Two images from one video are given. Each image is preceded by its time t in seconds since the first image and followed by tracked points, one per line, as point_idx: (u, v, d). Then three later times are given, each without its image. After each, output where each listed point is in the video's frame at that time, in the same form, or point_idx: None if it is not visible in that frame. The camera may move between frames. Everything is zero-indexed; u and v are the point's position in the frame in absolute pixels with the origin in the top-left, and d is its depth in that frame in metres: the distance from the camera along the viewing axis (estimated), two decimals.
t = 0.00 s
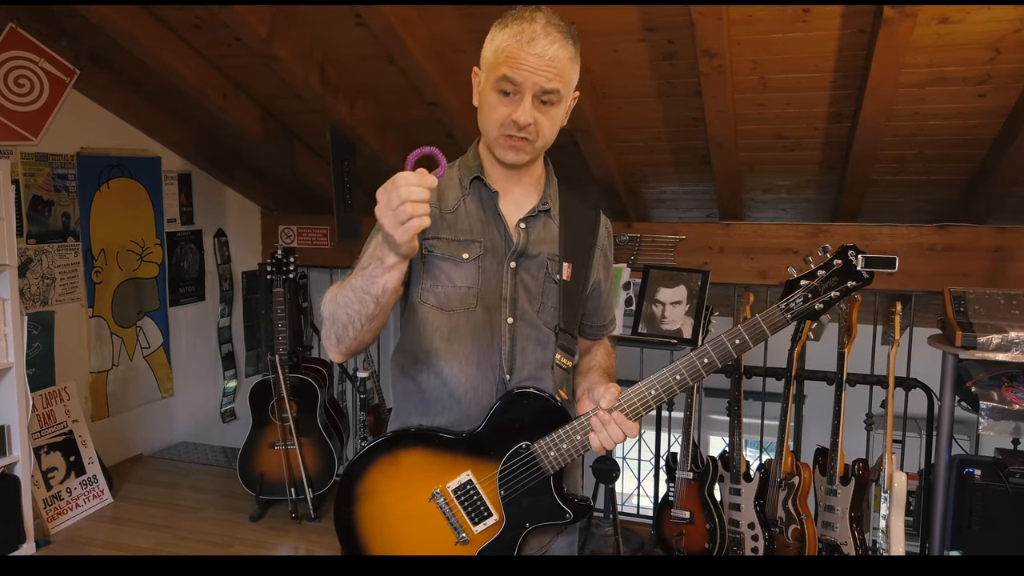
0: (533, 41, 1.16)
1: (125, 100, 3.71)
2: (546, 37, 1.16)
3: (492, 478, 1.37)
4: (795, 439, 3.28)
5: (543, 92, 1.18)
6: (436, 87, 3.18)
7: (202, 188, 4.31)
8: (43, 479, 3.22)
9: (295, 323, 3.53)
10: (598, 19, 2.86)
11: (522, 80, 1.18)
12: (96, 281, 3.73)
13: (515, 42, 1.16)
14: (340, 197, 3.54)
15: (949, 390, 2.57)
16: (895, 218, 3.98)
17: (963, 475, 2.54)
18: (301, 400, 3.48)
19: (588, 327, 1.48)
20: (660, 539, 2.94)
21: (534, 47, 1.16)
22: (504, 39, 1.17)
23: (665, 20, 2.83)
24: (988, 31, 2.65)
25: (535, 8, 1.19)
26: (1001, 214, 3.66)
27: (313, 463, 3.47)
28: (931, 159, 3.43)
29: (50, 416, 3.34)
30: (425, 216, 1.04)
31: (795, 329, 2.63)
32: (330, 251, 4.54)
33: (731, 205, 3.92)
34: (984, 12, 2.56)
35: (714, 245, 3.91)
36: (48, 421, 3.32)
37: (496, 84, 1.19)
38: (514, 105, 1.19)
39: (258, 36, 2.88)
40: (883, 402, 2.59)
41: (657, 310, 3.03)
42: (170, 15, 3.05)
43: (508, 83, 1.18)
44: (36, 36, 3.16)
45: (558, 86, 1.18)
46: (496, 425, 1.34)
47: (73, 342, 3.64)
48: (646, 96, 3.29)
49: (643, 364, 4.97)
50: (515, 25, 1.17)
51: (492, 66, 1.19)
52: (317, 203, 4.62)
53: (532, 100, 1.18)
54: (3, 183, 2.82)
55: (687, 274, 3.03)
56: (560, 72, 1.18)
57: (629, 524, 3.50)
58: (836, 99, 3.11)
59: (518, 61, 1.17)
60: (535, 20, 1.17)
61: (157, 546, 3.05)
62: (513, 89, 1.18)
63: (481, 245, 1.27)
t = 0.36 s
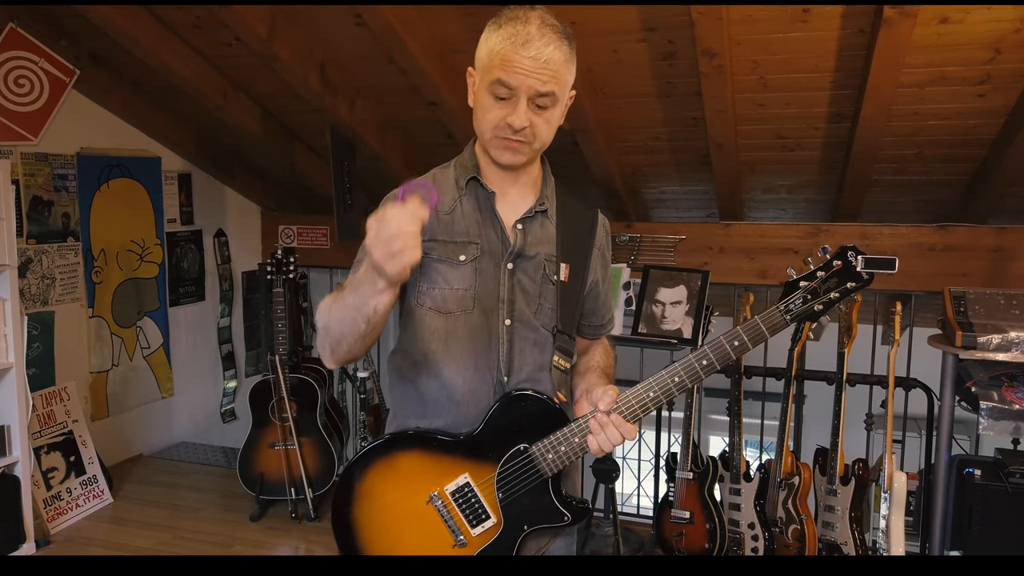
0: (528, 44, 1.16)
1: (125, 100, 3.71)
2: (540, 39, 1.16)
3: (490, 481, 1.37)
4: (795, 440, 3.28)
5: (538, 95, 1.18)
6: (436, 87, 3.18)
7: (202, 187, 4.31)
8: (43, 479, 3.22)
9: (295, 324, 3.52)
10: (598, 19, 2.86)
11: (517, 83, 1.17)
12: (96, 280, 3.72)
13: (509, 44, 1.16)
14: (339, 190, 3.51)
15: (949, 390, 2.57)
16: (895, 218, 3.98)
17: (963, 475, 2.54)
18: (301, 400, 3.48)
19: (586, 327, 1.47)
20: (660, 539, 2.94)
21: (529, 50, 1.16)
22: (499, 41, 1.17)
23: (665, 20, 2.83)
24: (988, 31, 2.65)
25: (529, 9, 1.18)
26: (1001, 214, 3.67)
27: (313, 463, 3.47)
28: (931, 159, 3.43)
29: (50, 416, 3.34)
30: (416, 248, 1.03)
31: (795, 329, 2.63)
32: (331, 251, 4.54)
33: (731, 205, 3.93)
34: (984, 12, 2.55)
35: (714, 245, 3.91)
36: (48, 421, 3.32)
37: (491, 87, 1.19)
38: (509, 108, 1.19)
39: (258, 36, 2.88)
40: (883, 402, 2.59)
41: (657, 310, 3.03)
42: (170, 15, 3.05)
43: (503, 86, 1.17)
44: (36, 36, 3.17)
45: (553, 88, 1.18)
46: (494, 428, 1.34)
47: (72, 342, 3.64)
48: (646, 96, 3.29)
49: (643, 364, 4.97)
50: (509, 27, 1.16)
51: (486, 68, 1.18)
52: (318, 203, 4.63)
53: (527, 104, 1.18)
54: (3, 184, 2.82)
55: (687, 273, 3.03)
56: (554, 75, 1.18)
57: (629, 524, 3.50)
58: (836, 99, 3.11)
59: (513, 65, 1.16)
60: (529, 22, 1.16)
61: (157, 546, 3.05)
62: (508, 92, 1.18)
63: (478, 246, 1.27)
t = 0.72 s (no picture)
0: (509, 34, 1.16)
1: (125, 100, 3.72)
2: (521, 28, 1.16)
3: (484, 488, 1.39)
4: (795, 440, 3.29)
5: (524, 86, 1.18)
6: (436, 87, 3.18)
7: (202, 187, 4.32)
8: (43, 479, 3.22)
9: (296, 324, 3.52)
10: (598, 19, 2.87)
11: (501, 74, 1.17)
12: (96, 281, 3.78)
13: (489, 36, 1.16)
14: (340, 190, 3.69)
15: (949, 390, 2.56)
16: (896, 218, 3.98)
17: (963, 476, 2.55)
18: (301, 401, 3.49)
19: (580, 325, 1.41)
20: (660, 539, 2.94)
21: (510, 39, 1.16)
22: (478, 33, 1.17)
23: (665, 20, 2.84)
24: (988, 31, 2.65)
25: None
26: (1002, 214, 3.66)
27: (313, 464, 3.48)
28: (932, 159, 3.43)
29: (50, 416, 3.34)
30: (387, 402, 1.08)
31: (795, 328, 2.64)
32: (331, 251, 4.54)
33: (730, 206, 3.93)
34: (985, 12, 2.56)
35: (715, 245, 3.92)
36: (48, 421, 3.33)
37: (473, 81, 1.19)
38: (494, 102, 1.19)
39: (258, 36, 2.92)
40: (883, 402, 2.59)
41: (658, 310, 3.03)
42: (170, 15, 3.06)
43: (486, 79, 1.18)
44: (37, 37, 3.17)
45: (539, 77, 1.18)
46: (488, 433, 1.36)
47: (73, 341, 3.70)
48: (646, 96, 3.30)
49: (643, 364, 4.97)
50: (488, 19, 1.16)
51: (466, 63, 1.18)
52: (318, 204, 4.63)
53: (513, 96, 1.19)
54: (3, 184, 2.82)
55: (687, 274, 3.04)
56: (539, 63, 1.18)
57: (630, 524, 3.50)
58: (835, 99, 3.12)
59: (494, 56, 1.16)
60: (508, 12, 1.17)
61: (157, 545, 3.06)
62: (492, 85, 1.18)
63: (465, 253, 1.28)
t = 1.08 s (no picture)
0: (488, 33, 1.17)
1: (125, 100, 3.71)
2: (500, 27, 1.17)
3: (474, 495, 1.38)
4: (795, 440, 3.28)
5: (505, 85, 1.20)
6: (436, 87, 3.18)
7: (202, 187, 4.31)
8: (43, 479, 3.22)
9: (296, 324, 3.51)
10: (598, 18, 2.87)
11: (482, 75, 1.19)
12: (96, 281, 3.74)
13: (469, 35, 1.17)
14: (338, 190, 3.38)
15: (949, 390, 2.56)
16: (895, 218, 3.98)
17: (963, 476, 2.55)
18: (301, 400, 3.48)
19: (569, 324, 1.44)
20: (660, 539, 2.94)
21: (489, 39, 1.17)
22: (458, 33, 1.18)
23: (665, 20, 2.83)
24: (988, 31, 2.65)
25: None
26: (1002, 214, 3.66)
27: (313, 463, 3.48)
28: (932, 159, 3.43)
29: (50, 416, 3.35)
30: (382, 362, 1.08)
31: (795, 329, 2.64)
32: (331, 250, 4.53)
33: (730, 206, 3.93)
34: (985, 12, 2.56)
35: (714, 245, 3.92)
36: (48, 421, 3.33)
37: (454, 82, 1.20)
38: (475, 103, 1.21)
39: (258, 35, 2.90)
40: (883, 402, 2.59)
41: (658, 310, 3.03)
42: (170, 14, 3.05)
43: (466, 80, 1.19)
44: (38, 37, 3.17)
45: (520, 77, 1.20)
46: (477, 439, 1.35)
47: (73, 341, 3.65)
48: (646, 97, 3.29)
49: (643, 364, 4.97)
50: (467, 18, 1.17)
51: (446, 64, 1.20)
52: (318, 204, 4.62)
53: (494, 96, 1.20)
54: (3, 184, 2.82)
55: (687, 274, 3.04)
56: (519, 62, 1.20)
57: (629, 524, 3.51)
58: (835, 99, 3.11)
59: (474, 57, 1.17)
60: (487, 11, 1.18)
61: (157, 545, 3.05)
62: (472, 86, 1.19)
63: (451, 255, 1.29)
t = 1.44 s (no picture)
0: (485, 31, 1.20)
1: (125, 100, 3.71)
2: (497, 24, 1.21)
3: (472, 499, 1.37)
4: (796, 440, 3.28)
5: (503, 83, 1.22)
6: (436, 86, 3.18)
7: (202, 188, 4.32)
8: (43, 479, 3.22)
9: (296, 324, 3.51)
10: (598, 18, 2.87)
11: (480, 73, 1.21)
12: (96, 281, 3.74)
13: (466, 33, 1.20)
14: (339, 190, 3.27)
15: (949, 390, 2.56)
16: (896, 218, 3.97)
17: (963, 476, 2.55)
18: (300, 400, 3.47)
19: (568, 326, 1.43)
20: (660, 539, 2.94)
21: (487, 36, 1.20)
22: (455, 32, 1.21)
23: (665, 20, 2.83)
24: (988, 31, 2.65)
25: None
26: (1002, 214, 3.66)
27: (313, 463, 3.47)
28: (932, 159, 3.42)
29: (50, 416, 3.35)
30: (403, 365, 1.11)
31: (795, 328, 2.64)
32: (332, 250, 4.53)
33: (730, 206, 3.93)
34: (985, 12, 2.56)
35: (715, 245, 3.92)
36: (48, 421, 3.33)
37: (452, 80, 1.22)
38: (473, 101, 1.23)
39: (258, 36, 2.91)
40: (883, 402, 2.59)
41: (658, 310, 3.03)
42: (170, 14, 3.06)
43: (464, 77, 1.21)
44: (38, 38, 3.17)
45: (518, 74, 1.22)
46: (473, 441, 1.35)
47: (72, 342, 3.66)
48: (646, 97, 3.29)
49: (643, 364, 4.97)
50: (464, 17, 1.21)
51: (445, 62, 1.22)
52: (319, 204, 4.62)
53: (492, 93, 1.22)
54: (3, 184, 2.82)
55: (687, 274, 3.04)
56: (518, 60, 1.22)
57: (630, 524, 3.51)
58: (835, 99, 3.11)
59: (472, 55, 1.20)
60: (485, 10, 1.21)
61: (157, 546, 3.05)
62: (470, 83, 1.22)
63: (449, 257, 1.29)
